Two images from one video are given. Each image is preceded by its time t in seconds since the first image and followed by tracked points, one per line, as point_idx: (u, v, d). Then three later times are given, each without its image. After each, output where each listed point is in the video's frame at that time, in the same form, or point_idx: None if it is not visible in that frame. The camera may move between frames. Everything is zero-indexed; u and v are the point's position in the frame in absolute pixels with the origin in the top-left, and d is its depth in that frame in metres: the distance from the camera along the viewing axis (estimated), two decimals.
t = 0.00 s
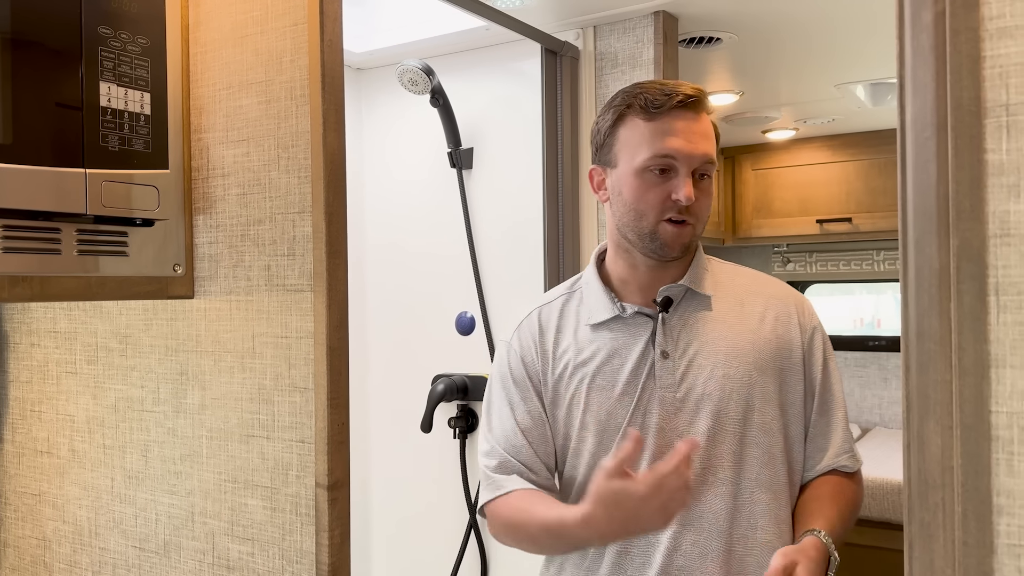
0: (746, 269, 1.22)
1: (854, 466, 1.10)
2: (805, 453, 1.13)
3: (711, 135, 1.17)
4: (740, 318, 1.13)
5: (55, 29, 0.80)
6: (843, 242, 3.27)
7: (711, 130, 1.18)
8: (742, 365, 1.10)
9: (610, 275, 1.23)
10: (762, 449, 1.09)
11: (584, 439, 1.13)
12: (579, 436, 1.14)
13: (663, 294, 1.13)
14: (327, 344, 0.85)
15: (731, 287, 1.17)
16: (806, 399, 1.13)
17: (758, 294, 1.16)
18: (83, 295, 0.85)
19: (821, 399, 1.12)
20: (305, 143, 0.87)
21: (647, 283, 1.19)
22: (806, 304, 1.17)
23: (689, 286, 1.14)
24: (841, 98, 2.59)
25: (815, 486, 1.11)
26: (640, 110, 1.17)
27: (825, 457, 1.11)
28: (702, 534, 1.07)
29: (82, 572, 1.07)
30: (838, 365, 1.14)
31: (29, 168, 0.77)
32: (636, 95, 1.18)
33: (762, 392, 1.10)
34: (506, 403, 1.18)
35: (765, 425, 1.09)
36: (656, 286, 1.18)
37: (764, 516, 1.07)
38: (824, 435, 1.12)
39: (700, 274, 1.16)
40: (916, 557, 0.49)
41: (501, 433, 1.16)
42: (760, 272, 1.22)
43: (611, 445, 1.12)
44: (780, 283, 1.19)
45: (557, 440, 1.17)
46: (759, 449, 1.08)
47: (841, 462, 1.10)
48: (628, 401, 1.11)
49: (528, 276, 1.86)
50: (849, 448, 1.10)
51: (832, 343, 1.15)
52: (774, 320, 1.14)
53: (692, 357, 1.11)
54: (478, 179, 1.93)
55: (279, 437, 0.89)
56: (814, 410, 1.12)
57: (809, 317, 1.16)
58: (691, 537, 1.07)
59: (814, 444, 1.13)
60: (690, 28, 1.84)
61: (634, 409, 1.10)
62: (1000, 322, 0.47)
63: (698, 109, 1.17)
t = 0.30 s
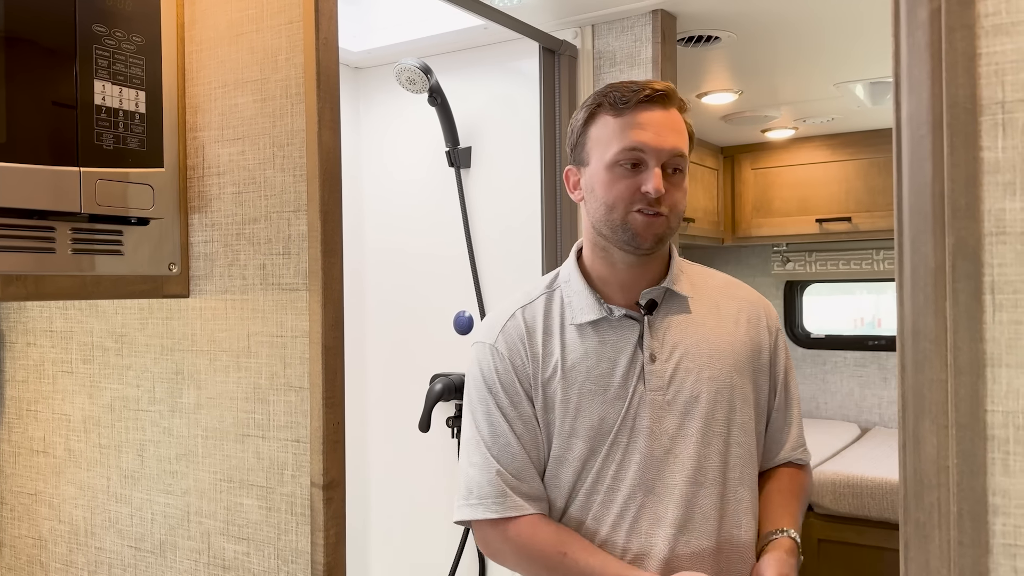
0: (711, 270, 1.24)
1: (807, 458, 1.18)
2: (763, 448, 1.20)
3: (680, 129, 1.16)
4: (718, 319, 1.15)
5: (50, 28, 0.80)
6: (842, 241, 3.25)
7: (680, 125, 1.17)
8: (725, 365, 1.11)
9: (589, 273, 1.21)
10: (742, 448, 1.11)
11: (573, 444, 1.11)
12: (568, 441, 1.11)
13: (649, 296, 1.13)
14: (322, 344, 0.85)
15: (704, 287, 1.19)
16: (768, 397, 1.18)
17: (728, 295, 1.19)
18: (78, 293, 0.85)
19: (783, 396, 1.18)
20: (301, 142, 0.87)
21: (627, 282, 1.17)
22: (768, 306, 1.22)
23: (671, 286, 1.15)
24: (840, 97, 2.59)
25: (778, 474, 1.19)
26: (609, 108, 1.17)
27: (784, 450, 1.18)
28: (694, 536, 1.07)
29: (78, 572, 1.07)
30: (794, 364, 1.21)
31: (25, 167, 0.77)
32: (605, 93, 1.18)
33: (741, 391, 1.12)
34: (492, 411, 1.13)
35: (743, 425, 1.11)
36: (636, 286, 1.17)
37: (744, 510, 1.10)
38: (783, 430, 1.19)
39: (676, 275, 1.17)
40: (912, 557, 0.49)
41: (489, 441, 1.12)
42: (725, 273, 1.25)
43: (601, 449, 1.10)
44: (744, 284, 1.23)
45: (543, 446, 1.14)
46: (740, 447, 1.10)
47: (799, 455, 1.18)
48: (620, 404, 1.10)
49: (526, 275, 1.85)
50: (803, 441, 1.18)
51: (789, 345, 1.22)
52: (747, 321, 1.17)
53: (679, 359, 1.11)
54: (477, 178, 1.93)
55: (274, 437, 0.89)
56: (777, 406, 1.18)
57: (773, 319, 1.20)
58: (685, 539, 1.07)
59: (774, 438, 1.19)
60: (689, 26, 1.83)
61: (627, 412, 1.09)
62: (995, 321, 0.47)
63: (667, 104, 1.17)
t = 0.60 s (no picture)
0: (707, 269, 1.23)
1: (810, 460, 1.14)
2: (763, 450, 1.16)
3: (672, 133, 1.16)
4: (705, 318, 1.14)
5: (47, 25, 0.80)
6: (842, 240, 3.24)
7: (672, 128, 1.17)
8: (708, 364, 1.10)
9: (577, 274, 1.21)
10: (729, 447, 1.09)
11: (557, 444, 1.12)
12: (551, 439, 1.13)
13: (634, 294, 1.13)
14: (320, 343, 0.85)
15: (695, 287, 1.18)
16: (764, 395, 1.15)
17: (719, 293, 1.17)
18: (74, 292, 0.85)
19: (779, 397, 1.15)
20: (298, 140, 0.87)
21: (615, 282, 1.17)
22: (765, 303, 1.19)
23: (655, 286, 1.14)
24: (840, 96, 2.58)
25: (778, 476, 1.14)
26: (601, 108, 1.16)
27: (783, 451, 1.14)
28: (673, 534, 1.06)
29: (75, 572, 1.07)
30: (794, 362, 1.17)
31: (23, 165, 0.77)
32: (598, 93, 1.18)
33: (727, 391, 1.10)
34: (473, 408, 1.16)
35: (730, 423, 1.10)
36: (623, 285, 1.16)
37: (731, 511, 1.08)
38: (783, 432, 1.15)
39: (664, 274, 1.16)
40: (913, 557, 0.48)
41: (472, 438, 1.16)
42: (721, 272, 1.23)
43: (585, 447, 1.10)
44: (740, 283, 1.21)
45: (526, 445, 1.16)
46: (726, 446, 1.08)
47: (801, 457, 1.13)
48: (601, 402, 1.10)
49: (525, 274, 1.85)
50: (806, 442, 1.14)
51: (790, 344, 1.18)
52: (738, 319, 1.15)
53: (662, 357, 1.10)
54: (476, 177, 1.92)
55: (272, 436, 0.89)
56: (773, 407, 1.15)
57: (769, 318, 1.17)
58: (665, 536, 1.06)
59: (773, 441, 1.15)
60: (689, 25, 1.83)
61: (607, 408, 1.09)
62: (997, 320, 0.46)
63: (660, 106, 1.16)
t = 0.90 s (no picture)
0: (721, 269, 1.20)
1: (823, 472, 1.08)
2: (772, 457, 1.12)
3: (654, 125, 1.14)
4: (709, 320, 1.11)
5: (44, 23, 0.79)
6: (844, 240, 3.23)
7: (656, 120, 1.15)
8: (707, 366, 1.08)
9: (582, 275, 1.21)
10: (727, 451, 1.07)
11: (556, 441, 1.13)
12: (551, 436, 1.13)
13: (636, 293, 1.12)
14: (317, 342, 0.84)
15: (702, 287, 1.15)
16: (774, 401, 1.11)
17: (726, 295, 1.14)
18: (71, 292, 0.84)
19: (790, 404, 1.10)
20: (295, 138, 0.86)
21: (616, 281, 1.16)
22: (778, 306, 1.14)
23: (659, 287, 1.12)
24: (841, 95, 2.57)
25: (782, 485, 1.10)
26: (584, 112, 1.17)
27: (793, 461, 1.09)
28: (665, 535, 1.05)
29: (72, 573, 1.06)
30: (811, 369, 1.11)
31: (21, 164, 0.77)
32: (582, 96, 1.18)
33: (728, 395, 1.08)
34: (478, 404, 1.20)
35: (731, 428, 1.08)
36: (626, 284, 1.16)
37: (723, 516, 1.06)
38: (794, 440, 1.10)
39: (671, 274, 1.14)
40: (915, 559, 0.48)
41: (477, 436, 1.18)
42: (737, 273, 1.19)
43: (581, 444, 1.11)
44: (755, 284, 1.17)
45: (528, 440, 1.18)
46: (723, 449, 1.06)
47: (806, 468, 1.08)
48: (598, 401, 1.10)
49: (525, 274, 1.84)
50: (815, 452, 1.08)
51: (807, 351, 1.13)
52: (746, 322, 1.11)
53: (661, 357, 1.09)
54: (476, 176, 1.92)
55: (269, 436, 0.88)
56: (782, 414, 1.11)
57: (784, 322, 1.13)
58: (655, 536, 1.05)
59: (781, 448, 1.11)
60: (689, 23, 1.82)
61: (603, 406, 1.09)
62: (1001, 319, 0.45)
63: (641, 99, 1.15)
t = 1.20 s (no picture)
0: (739, 271, 1.17)
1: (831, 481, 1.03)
2: (783, 465, 1.08)
3: (656, 121, 1.13)
4: (718, 321, 1.10)
5: (40, 20, 0.78)
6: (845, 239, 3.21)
7: (658, 118, 1.13)
8: (711, 367, 1.06)
9: (597, 273, 1.22)
10: (729, 453, 1.04)
11: (560, 436, 1.14)
12: (556, 431, 1.14)
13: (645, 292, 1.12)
14: (315, 341, 0.84)
15: (715, 288, 1.13)
16: (784, 406, 1.08)
17: (738, 296, 1.12)
18: (68, 290, 0.84)
19: (802, 409, 1.06)
20: (293, 137, 0.86)
21: (627, 280, 1.16)
22: (794, 309, 1.10)
23: (670, 287, 1.11)
24: (842, 94, 2.57)
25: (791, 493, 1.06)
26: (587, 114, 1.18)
27: (803, 468, 1.05)
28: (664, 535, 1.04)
29: (70, 573, 1.06)
30: (828, 375, 1.06)
31: (19, 163, 0.76)
32: (586, 98, 1.18)
33: (733, 397, 1.06)
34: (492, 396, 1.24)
35: (734, 430, 1.06)
36: (636, 282, 1.15)
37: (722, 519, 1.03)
38: (805, 447, 1.06)
39: (683, 273, 1.12)
40: (916, 560, 0.48)
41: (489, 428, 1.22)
42: (756, 275, 1.16)
43: (584, 441, 1.11)
44: (773, 287, 1.13)
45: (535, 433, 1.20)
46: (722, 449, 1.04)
47: (813, 476, 1.03)
48: (601, 398, 1.10)
49: (525, 274, 1.84)
50: (826, 460, 1.04)
51: (824, 356, 1.08)
52: (756, 324, 1.09)
53: (666, 356, 1.09)
54: (476, 175, 1.91)
55: (267, 436, 0.88)
56: (794, 420, 1.07)
57: (799, 325, 1.09)
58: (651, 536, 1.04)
59: (792, 456, 1.07)
60: (689, 21, 1.82)
61: (606, 402, 1.09)
62: (1003, 318, 0.45)
63: (642, 97, 1.14)
